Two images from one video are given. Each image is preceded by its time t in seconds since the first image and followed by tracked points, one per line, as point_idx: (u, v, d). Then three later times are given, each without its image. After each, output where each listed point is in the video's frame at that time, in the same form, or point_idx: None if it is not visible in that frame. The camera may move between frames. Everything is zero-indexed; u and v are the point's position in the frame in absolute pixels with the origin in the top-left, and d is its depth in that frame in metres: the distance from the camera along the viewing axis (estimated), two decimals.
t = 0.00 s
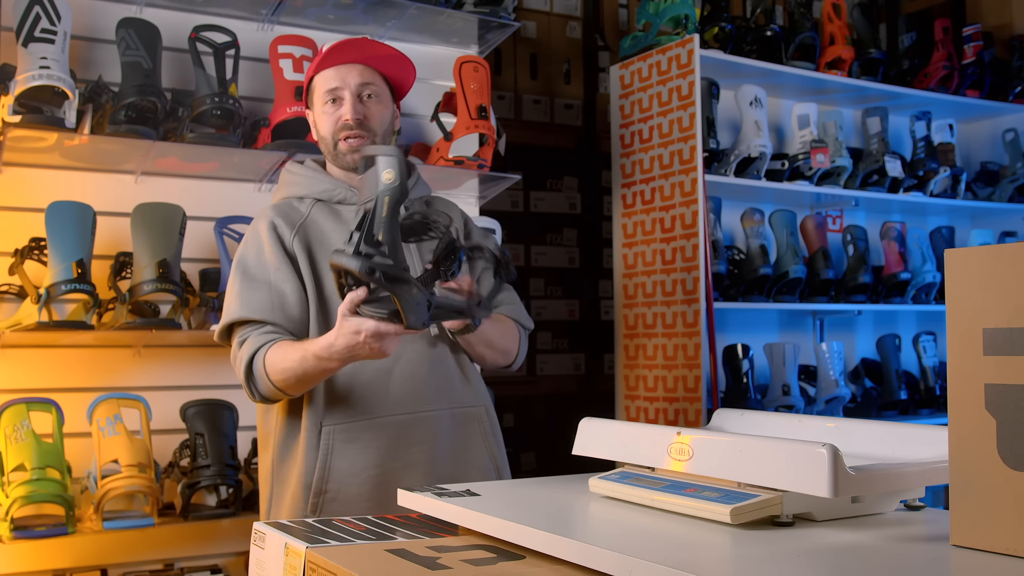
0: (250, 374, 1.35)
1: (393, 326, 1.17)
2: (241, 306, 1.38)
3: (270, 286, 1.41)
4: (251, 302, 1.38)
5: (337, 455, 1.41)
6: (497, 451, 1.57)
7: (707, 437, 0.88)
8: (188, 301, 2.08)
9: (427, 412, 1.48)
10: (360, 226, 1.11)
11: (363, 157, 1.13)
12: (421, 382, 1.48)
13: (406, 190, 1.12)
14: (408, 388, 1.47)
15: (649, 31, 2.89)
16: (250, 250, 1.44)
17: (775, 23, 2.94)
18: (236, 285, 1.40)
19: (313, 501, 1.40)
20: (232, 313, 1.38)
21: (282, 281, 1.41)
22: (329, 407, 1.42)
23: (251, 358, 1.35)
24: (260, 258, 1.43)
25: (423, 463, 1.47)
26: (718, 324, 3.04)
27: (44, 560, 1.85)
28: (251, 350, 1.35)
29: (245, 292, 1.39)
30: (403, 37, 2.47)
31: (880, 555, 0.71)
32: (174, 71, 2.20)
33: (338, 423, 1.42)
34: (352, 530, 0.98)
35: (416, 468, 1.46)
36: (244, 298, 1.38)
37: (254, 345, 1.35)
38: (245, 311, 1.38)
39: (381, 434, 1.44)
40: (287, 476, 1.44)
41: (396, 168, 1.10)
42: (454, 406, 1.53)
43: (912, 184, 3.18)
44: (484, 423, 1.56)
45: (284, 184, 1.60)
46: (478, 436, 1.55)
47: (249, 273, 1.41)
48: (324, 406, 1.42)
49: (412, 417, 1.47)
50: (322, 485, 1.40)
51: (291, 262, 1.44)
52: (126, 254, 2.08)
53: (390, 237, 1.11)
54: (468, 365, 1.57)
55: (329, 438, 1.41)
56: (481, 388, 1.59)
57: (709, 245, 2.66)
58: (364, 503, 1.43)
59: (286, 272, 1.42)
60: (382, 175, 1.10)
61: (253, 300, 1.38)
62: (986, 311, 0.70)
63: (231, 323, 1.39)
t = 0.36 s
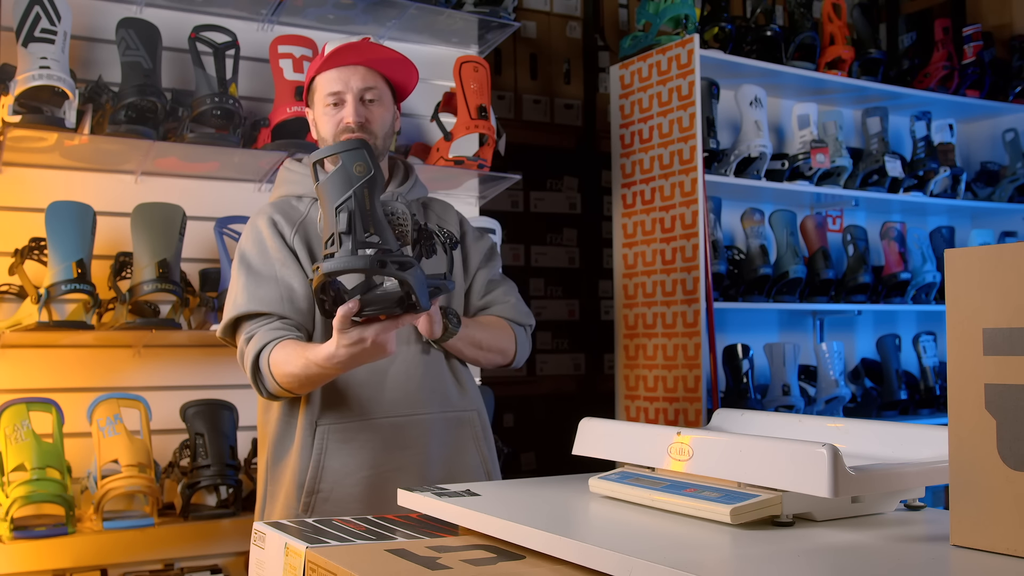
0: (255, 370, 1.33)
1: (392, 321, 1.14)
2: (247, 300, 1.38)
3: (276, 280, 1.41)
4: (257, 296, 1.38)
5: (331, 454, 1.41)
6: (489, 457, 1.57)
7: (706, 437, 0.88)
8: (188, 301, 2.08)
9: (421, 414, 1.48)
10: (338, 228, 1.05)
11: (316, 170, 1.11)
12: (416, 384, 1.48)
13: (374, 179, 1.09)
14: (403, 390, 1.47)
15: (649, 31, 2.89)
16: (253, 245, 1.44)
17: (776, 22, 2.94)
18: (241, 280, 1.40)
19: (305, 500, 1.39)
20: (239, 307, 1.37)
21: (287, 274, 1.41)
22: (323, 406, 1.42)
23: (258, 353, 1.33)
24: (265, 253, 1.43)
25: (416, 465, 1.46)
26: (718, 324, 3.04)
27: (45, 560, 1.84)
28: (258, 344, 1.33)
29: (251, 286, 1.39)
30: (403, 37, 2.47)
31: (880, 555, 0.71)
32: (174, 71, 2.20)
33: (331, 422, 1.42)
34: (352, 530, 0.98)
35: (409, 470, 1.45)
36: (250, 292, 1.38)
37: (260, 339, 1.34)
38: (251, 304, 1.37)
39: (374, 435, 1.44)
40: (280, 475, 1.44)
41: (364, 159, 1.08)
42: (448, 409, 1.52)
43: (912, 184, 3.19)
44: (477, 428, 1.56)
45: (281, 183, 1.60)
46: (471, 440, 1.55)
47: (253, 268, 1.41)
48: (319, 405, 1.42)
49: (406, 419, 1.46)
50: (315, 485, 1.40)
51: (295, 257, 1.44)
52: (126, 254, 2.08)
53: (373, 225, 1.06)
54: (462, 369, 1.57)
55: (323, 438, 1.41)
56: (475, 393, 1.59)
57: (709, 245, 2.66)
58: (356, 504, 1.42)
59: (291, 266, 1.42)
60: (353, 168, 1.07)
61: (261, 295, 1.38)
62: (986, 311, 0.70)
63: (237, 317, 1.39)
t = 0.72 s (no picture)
0: (254, 371, 1.33)
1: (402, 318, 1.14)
2: (244, 299, 1.37)
3: (273, 280, 1.41)
4: (254, 295, 1.38)
5: (327, 457, 1.41)
6: (480, 459, 1.58)
7: (707, 437, 0.88)
8: (188, 301, 2.08)
9: (416, 417, 1.48)
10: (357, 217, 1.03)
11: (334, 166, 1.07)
12: (412, 387, 1.48)
13: (393, 175, 1.07)
14: (399, 392, 1.47)
15: (649, 31, 2.89)
16: (248, 245, 1.44)
17: (776, 23, 2.94)
18: (236, 280, 1.39)
19: (301, 502, 1.39)
20: (236, 305, 1.37)
21: (284, 273, 1.41)
22: (320, 407, 1.42)
23: (256, 354, 1.33)
24: (260, 252, 1.43)
25: (411, 468, 1.47)
26: (718, 324, 3.04)
27: (44, 559, 1.86)
28: (256, 344, 1.33)
29: (248, 285, 1.38)
30: (403, 38, 2.47)
31: (880, 555, 0.71)
32: (174, 71, 2.20)
33: (328, 424, 1.42)
34: (352, 530, 0.98)
35: (404, 472, 1.46)
36: (248, 291, 1.38)
37: (258, 339, 1.34)
38: (248, 303, 1.37)
39: (370, 437, 1.44)
40: (274, 476, 1.44)
41: (387, 156, 1.07)
42: (442, 412, 1.53)
43: (912, 184, 3.19)
44: (469, 430, 1.57)
45: (274, 183, 1.60)
46: (463, 442, 1.56)
47: (248, 268, 1.41)
48: (316, 407, 1.42)
49: (402, 422, 1.46)
50: (311, 487, 1.40)
51: (290, 257, 1.44)
52: (126, 254, 2.08)
53: (393, 223, 1.03)
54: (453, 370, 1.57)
55: (320, 440, 1.41)
56: (466, 395, 1.59)
57: (709, 245, 2.66)
58: (351, 506, 1.42)
59: (287, 266, 1.42)
60: (376, 165, 1.06)
61: (258, 294, 1.38)
62: (986, 311, 0.70)
63: (233, 316, 1.38)
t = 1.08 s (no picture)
0: (248, 372, 1.33)
1: (399, 315, 1.14)
2: (236, 301, 1.37)
3: (265, 281, 1.41)
4: (246, 297, 1.38)
5: (322, 457, 1.41)
6: (475, 458, 1.58)
7: (707, 437, 0.88)
8: (188, 301, 2.07)
9: (410, 416, 1.48)
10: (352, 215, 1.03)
11: (335, 159, 1.08)
12: (406, 387, 1.48)
13: (391, 169, 1.07)
14: (393, 392, 1.47)
15: (649, 31, 2.89)
16: (239, 246, 1.44)
17: (775, 23, 2.94)
18: (227, 282, 1.39)
19: (296, 504, 1.39)
20: (228, 308, 1.37)
21: (275, 274, 1.41)
22: (314, 408, 1.42)
23: (250, 355, 1.33)
24: (251, 253, 1.43)
25: (406, 467, 1.47)
26: (718, 324, 3.04)
27: (44, 562, 1.88)
28: (249, 345, 1.33)
29: (239, 287, 1.39)
30: (403, 38, 2.47)
31: (880, 555, 0.71)
32: (174, 71, 2.20)
33: (323, 425, 1.42)
34: (352, 530, 0.98)
35: (399, 472, 1.46)
36: (239, 293, 1.38)
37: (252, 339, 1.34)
38: (240, 305, 1.37)
39: (365, 437, 1.44)
40: (269, 478, 1.44)
41: (385, 151, 1.07)
42: (436, 411, 1.52)
43: (912, 184, 3.19)
44: (464, 429, 1.57)
45: (263, 183, 1.60)
46: (459, 442, 1.56)
47: (240, 269, 1.41)
48: (310, 407, 1.42)
49: (396, 422, 1.46)
50: (306, 489, 1.40)
51: (282, 258, 1.44)
52: (126, 254, 2.08)
53: (388, 219, 1.04)
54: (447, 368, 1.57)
55: (314, 441, 1.41)
56: (461, 395, 1.59)
57: (708, 245, 2.66)
58: (346, 506, 1.42)
59: (278, 267, 1.42)
60: (373, 160, 1.06)
61: (250, 296, 1.38)
62: (986, 311, 0.70)
63: (226, 318, 1.38)
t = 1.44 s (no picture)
0: (250, 376, 1.32)
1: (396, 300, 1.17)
2: (232, 307, 1.37)
3: (260, 285, 1.41)
4: (242, 302, 1.38)
5: (322, 459, 1.41)
6: (477, 455, 1.58)
7: (707, 436, 0.88)
8: (188, 301, 2.07)
9: (410, 415, 1.48)
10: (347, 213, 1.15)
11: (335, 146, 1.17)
12: (405, 386, 1.48)
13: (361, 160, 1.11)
14: (392, 391, 1.47)
15: (649, 31, 2.89)
16: (233, 251, 1.44)
17: (775, 23, 2.94)
18: (222, 288, 1.39)
19: (297, 505, 1.39)
20: (225, 313, 1.37)
21: (270, 277, 1.41)
22: (313, 409, 1.42)
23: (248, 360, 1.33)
24: (245, 258, 1.43)
25: (406, 466, 1.47)
26: (718, 324, 3.04)
27: (44, 559, 1.85)
28: (248, 348, 1.33)
29: (235, 292, 1.38)
30: (403, 38, 2.47)
31: (880, 555, 0.71)
32: (174, 71, 2.20)
33: (322, 426, 1.42)
34: (352, 530, 0.98)
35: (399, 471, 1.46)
36: (235, 299, 1.38)
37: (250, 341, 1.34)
38: (237, 311, 1.37)
39: (365, 437, 1.44)
40: (269, 480, 1.43)
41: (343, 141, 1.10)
42: (436, 410, 1.52)
43: (912, 184, 3.19)
44: (464, 426, 1.57)
45: (253, 187, 1.60)
46: (459, 439, 1.56)
47: (234, 275, 1.41)
48: (309, 409, 1.42)
49: (396, 421, 1.46)
50: (307, 490, 1.40)
51: (276, 261, 1.44)
52: (126, 254, 2.08)
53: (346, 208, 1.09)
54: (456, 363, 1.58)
55: (314, 442, 1.41)
56: (460, 393, 1.59)
57: (708, 245, 2.66)
58: (348, 507, 1.43)
59: (273, 271, 1.42)
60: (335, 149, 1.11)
61: (246, 301, 1.38)
62: (986, 311, 0.70)
63: (223, 324, 1.38)
